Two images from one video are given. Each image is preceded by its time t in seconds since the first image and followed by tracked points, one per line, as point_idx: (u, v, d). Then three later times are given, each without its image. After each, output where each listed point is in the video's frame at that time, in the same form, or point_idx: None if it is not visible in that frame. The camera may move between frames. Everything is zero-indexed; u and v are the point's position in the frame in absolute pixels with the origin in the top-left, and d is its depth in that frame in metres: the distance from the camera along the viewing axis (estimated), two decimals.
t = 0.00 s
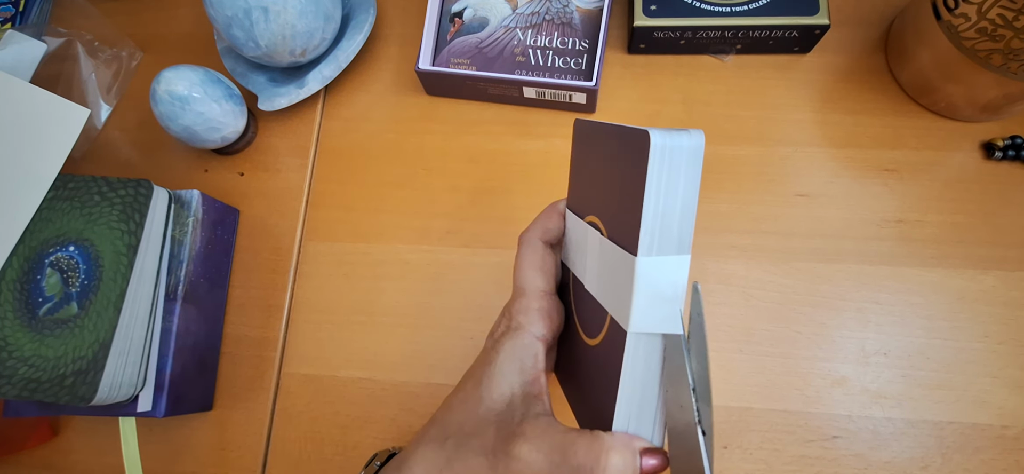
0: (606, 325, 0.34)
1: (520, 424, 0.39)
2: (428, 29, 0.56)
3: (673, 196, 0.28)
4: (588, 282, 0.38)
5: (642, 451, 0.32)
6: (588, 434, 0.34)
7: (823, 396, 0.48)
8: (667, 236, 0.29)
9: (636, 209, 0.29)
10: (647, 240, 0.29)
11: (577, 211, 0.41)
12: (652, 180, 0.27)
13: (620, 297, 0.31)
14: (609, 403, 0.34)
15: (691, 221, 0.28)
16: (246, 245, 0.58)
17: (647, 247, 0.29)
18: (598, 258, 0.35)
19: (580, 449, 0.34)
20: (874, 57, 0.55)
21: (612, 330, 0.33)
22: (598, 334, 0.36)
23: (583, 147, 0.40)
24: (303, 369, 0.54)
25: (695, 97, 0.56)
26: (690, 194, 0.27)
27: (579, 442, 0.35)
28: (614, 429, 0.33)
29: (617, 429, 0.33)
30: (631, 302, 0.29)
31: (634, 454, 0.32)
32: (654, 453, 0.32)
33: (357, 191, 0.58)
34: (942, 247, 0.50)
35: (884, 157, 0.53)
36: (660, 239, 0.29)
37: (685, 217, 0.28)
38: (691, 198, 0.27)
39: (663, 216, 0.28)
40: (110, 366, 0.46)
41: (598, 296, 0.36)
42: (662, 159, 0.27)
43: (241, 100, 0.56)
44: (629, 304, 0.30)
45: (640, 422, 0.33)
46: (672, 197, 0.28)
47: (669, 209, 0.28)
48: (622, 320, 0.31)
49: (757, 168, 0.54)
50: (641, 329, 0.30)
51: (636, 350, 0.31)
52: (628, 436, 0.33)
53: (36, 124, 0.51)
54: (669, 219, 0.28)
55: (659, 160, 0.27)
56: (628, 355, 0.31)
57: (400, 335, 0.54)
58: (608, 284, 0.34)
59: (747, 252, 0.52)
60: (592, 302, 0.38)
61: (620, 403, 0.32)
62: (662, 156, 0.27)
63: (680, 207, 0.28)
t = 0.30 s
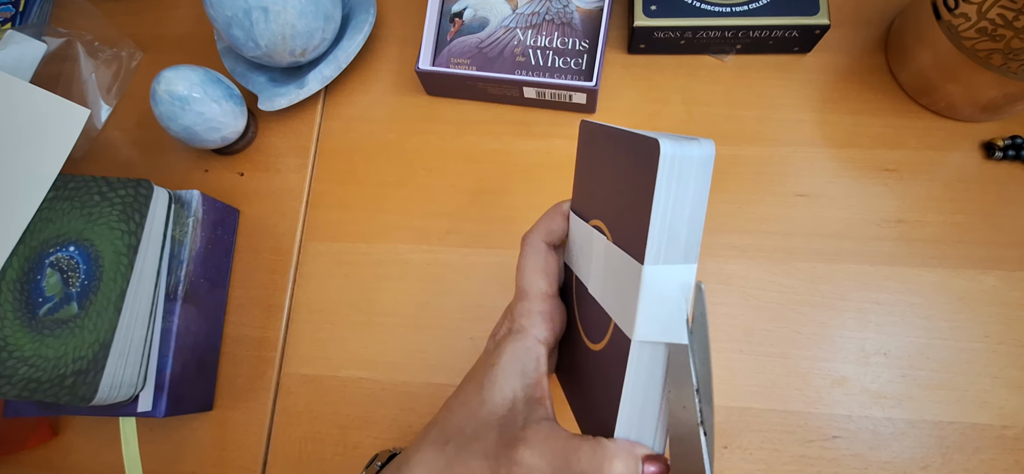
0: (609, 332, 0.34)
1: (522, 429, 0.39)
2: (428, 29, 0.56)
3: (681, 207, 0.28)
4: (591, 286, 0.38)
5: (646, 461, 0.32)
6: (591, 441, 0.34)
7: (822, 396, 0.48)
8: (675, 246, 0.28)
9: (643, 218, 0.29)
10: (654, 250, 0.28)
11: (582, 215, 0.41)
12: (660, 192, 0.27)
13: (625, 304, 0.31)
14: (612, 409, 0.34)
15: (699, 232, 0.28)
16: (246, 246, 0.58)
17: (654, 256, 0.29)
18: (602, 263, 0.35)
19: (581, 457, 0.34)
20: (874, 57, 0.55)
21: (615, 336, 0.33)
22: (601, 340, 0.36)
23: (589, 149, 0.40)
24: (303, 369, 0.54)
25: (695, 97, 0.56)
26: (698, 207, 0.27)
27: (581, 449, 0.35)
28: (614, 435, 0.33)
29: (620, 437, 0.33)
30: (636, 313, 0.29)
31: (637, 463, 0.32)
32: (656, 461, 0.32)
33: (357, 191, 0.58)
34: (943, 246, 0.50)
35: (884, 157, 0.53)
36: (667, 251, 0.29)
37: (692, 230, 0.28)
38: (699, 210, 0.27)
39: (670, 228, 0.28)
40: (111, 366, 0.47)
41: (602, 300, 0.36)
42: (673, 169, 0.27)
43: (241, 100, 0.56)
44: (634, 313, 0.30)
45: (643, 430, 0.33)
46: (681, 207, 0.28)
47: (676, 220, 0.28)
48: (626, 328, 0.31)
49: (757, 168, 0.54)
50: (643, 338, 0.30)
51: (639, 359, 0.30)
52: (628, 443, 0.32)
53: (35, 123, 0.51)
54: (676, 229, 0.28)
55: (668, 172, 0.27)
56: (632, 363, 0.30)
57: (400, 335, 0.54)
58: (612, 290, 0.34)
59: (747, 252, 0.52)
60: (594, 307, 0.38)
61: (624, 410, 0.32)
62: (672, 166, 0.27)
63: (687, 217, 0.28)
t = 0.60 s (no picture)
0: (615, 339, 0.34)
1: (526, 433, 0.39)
2: (428, 29, 0.56)
3: (693, 215, 0.27)
4: (597, 290, 0.38)
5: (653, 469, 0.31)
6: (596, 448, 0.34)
7: (823, 396, 0.48)
8: (686, 254, 0.28)
9: (654, 227, 0.29)
10: (665, 258, 0.28)
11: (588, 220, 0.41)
12: (673, 199, 0.27)
13: (633, 311, 0.31)
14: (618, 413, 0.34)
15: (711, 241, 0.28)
16: (246, 246, 0.58)
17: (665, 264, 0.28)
18: (610, 269, 0.35)
19: (587, 464, 0.34)
20: (874, 57, 0.55)
21: (622, 343, 0.33)
22: (607, 346, 0.36)
23: (595, 153, 0.39)
24: (303, 369, 0.54)
25: (695, 97, 0.56)
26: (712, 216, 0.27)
27: (586, 455, 0.34)
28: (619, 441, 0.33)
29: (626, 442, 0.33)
30: (644, 322, 0.29)
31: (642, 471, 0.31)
32: (661, 468, 0.31)
33: (357, 191, 0.58)
34: (943, 246, 0.50)
35: (884, 157, 0.53)
36: (678, 258, 0.28)
37: (703, 238, 0.28)
38: (711, 218, 0.27)
39: (682, 236, 0.28)
40: (111, 366, 0.46)
41: (608, 306, 0.36)
42: (686, 177, 0.27)
43: (241, 100, 0.56)
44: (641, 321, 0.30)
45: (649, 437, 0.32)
46: (693, 215, 0.27)
47: (688, 228, 0.28)
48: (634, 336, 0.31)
49: (757, 168, 0.54)
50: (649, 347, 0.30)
51: (647, 366, 0.30)
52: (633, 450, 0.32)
53: (34, 123, 0.51)
54: (688, 237, 0.28)
55: (682, 179, 0.27)
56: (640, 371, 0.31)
57: (401, 335, 0.54)
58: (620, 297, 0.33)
59: (748, 252, 0.52)
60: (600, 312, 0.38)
61: (630, 414, 0.32)
62: (685, 175, 0.27)
63: (699, 225, 0.28)
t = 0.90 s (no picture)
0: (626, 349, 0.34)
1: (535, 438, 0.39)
2: (428, 29, 0.56)
3: (716, 238, 0.28)
4: (604, 300, 0.38)
5: None
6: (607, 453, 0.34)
7: (823, 396, 0.48)
8: (705, 274, 0.29)
9: (674, 246, 0.29)
10: (687, 278, 0.29)
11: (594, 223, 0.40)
12: (698, 222, 0.27)
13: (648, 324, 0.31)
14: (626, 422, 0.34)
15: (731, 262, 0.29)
16: (246, 246, 0.58)
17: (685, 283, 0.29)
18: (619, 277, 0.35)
19: (598, 468, 0.34)
20: (875, 57, 0.55)
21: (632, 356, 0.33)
22: (616, 355, 0.36)
23: (606, 155, 0.39)
24: (303, 369, 0.54)
25: (695, 97, 0.56)
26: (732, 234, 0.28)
27: (597, 459, 0.34)
28: (630, 449, 0.33)
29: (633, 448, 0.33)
30: (654, 336, 0.30)
31: None
32: None
33: (357, 191, 0.58)
34: (943, 246, 0.50)
35: (884, 157, 0.53)
36: (697, 278, 0.29)
37: (721, 261, 0.29)
38: (732, 242, 0.28)
39: (704, 254, 0.28)
40: (111, 366, 0.46)
41: (618, 321, 0.35)
42: (713, 201, 0.27)
43: (241, 100, 0.56)
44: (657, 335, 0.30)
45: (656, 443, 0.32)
46: (715, 238, 0.28)
47: (709, 250, 0.28)
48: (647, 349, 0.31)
49: (757, 168, 0.54)
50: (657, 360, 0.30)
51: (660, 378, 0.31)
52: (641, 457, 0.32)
53: (34, 122, 0.51)
54: (708, 259, 0.29)
55: (711, 200, 0.27)
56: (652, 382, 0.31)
57: (401, 335, 0.54)
58: (630, 308, 0.33)
59: (748, 252, 0.52)
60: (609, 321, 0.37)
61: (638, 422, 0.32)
62: (714, 198, 0.27)
63: (721, 248, 0.28)
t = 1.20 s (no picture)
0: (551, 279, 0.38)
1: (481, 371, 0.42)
2: (428, 29, 0.56)
3: (574, 140, 0.32)
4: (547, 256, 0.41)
5: (584, 373, 0.31)
6: (523, 361, 0.35)
7: (822, 396, 0.48)
8: (576, 174, 0.32)
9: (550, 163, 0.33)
10: (558, 177, 0.32)
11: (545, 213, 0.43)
12: (554, 130, 0.32)
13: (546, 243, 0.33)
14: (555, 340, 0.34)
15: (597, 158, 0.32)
16: (245, 245, 0.58)
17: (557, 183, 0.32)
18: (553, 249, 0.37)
19: (513, 371, 0.35)
20: (874, 57, 0.55)
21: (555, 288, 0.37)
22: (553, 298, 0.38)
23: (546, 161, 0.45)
24: (303, 369, 0.54)
25: (695, 97, 0.56)
26: (592, 141, 0.32)
27: (514, 366, 0.35)
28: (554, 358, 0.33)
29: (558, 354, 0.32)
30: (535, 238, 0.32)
31: (575, 379, 0.31)
32: (596, 376, 0.31)
33: (357, 191, 0.58)
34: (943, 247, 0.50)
35: (884, 157, 0.53)
36: (570, 177, 0.32)
37: (589, 162, 0.32)
38: (592, 142, 0.32)
39: (573, 162, 0.32)
40: (111, 366, 0.47)
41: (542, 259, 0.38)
42: (563, 110, 0.32)
43: (241, 100, 0.55)
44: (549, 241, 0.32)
45: (576, 347, 0.32)
46: (577, 142, 0.32)
47: (574, 152, 0.32)
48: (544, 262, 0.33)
49: (757, 168, 0.54)
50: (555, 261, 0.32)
51: (564, 283, 0.32)
52: (570, 365, 0.32)
53: (33, 123, 0.51)
54: (576, 160, 0.32)
55: (556, 112, 0.32)
56: (558, 287, 0.32)
57: (401, 335, 0.54)
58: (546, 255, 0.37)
59: (748, 251, 0.52)
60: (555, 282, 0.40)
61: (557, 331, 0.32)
62: (561, 106, 0.32)
63: (583, 148, 0.32)
